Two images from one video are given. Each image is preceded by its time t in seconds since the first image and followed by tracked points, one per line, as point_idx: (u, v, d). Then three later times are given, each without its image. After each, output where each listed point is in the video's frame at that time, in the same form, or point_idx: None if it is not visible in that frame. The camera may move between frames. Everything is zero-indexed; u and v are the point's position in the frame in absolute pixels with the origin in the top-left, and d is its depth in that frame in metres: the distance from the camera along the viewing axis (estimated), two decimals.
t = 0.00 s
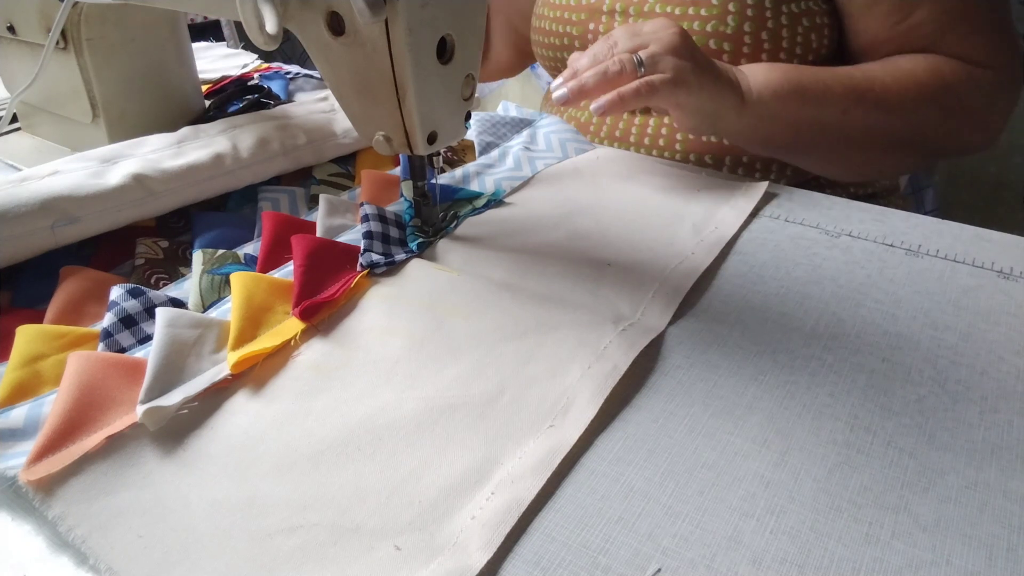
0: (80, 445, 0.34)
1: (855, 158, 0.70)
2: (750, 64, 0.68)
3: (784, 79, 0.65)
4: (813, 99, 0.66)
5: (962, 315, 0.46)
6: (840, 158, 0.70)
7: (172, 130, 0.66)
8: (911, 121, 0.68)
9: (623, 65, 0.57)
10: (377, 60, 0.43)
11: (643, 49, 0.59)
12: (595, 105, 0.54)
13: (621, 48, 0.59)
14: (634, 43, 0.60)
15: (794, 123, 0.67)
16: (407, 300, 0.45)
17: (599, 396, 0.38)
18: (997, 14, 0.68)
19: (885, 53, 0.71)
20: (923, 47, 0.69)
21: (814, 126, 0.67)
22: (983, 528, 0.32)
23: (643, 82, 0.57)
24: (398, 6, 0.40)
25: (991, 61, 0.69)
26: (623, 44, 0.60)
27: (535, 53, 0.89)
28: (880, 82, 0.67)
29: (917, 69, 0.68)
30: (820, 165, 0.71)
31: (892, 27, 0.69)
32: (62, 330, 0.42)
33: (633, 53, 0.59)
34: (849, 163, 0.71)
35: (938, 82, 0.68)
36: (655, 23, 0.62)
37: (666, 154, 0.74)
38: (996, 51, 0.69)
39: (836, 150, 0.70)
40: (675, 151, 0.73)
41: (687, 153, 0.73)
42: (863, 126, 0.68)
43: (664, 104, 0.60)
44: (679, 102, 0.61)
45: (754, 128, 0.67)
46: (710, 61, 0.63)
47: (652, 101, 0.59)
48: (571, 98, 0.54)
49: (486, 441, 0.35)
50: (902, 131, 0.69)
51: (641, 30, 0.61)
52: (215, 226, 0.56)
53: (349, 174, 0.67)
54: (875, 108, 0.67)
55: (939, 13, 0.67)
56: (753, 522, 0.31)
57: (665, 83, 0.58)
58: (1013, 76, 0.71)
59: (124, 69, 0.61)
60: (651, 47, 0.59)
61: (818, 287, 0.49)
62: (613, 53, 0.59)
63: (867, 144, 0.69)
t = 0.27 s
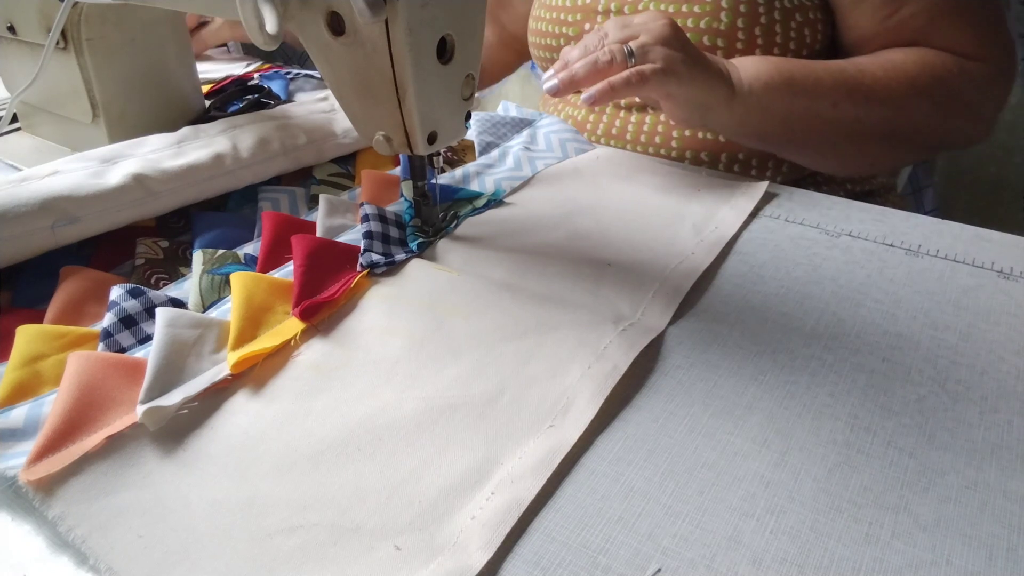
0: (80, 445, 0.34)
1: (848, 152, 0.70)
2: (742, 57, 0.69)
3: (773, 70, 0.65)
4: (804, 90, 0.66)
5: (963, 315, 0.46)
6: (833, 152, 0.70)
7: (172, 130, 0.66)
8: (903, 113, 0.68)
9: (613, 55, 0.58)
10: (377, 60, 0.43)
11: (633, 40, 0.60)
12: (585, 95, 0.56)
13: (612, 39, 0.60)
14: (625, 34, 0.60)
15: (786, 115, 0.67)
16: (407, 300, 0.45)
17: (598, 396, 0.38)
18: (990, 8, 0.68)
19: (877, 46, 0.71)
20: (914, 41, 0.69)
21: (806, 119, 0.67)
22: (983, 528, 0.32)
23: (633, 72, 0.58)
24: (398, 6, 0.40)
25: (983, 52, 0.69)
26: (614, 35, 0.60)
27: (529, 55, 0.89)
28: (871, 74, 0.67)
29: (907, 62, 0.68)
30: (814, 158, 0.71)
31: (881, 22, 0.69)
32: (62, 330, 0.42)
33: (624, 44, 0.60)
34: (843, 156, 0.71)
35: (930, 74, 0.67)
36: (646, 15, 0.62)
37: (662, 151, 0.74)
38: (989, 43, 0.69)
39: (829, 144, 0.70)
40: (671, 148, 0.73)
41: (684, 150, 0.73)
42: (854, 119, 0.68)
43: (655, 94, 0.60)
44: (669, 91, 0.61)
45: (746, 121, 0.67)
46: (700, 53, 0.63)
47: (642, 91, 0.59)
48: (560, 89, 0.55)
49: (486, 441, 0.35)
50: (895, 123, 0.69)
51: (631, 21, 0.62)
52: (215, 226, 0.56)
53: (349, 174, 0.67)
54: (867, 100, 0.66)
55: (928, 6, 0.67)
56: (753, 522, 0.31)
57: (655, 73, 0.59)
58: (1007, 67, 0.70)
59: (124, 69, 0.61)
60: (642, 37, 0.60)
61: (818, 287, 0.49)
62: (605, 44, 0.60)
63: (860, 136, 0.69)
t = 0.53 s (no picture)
0: (80, 445, 0.34)
1: (852, 152, 0.70)
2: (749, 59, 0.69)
3: (781, 71, 0.65)
4: (811, 90, 0.66)
5: (963, 315, 0.46)
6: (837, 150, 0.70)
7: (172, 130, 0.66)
8: (908, 111, 0.68)
9: (624, 60, 0.57)
10: (377, 60, 0.43)
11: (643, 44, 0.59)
12: (596, 100, 0.55)
13: (621, 42, 0.59)
14: (634, 38, 0.60)
15: (794, 115, 0.67)
16: (407, 300, 0.45)
17: (598, 396, 0.38)
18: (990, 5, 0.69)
19: (879, 46, 0.72)
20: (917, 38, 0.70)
21: (813, 120, 0.67)
22: (983, 528, 0.32)
23: (643, 77, 0.58)
24: (398, 6, 0.40)
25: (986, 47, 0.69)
26: (623, 38, 0.60)
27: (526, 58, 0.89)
28: (877, 73, 0.67)
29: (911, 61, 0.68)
30: (818, 158, 0.70)
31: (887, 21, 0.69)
32: (62, 330, 0.42)
33: (634, 47, 0.59)
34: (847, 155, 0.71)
35: (933, 72, 0.68)
36: (654, 18, 0.62)
37: (665, 152, 0.74)
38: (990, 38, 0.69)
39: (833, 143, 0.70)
40: (674, 149, 0.73)
41: (687, 151, 0.72)
42: (860, 119, 0.68)
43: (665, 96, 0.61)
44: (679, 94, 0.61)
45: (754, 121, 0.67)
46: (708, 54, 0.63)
47: (653, 95, 0.59)
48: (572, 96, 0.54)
49: (486, 441, 0.35)
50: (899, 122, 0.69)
51: (640, 24, 0.61)
52: (215, 226, 0.56)
53: (349, 174, 0.67)
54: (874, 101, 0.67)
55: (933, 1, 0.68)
56: (753, 522, 0.31)
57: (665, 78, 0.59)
58: (1008, 66, 0.71)
59: (124, 69, 0.61)
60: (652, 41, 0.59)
61: (818, 287, 0.49)
62: (614, 48, 0.59)
63: (864, 136, 0.69)
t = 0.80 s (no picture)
0: (80, 445, 0.34)
1: (856, 157, 0.70)
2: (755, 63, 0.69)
3: (788, 75, 0.66)
4: (817, 94, 0.66)
5: (962, 315, 0.46)
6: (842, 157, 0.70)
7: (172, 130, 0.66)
8: (913, 117, 0.68)
9: (632, 61, 0.57)
10: (377, 59, 0.43)
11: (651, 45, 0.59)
12: (603, 100, 0.55)
13: (630, 44, 0.59)
14: (642, 39, 0.60)
15: (801, 118, 0.67)
16: (407, 300, 0.45)
17: (599, 396, 0.38)
18: (990, 5, 0.69)
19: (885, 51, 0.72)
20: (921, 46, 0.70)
21: (819, 124, 0.67)
22: (983, 528, 0.32)
23: (651, 78, 0.57)
24: (398, 6, 0.40)
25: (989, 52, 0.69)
26: (631, 40, 0.60)
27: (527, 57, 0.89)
28: (882, 78, 0.67)
29: (916, 66, 0.68)
30: (823, 163, 0.70)
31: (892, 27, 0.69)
32: (62, 330, 0.42)
33: (643, 49, 0.59)
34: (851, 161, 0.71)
35: (937, 78, 0.68)
36: (662, 21, 0.62)
37: (668, 153, 0.73)
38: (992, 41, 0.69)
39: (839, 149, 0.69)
40: (676, 150, 0.73)
41: (690, 153, 0.73)
42: (865, 124, 0.67)
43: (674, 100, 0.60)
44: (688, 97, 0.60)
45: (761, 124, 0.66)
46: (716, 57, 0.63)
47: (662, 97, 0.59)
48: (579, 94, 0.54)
49: (486, 441, 0.35)
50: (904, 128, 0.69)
51: (648, 26, 0.61)
52: (215, 226, 0.56)
53: (349, 174, 0.67)
54: (879, 105, 0.67)
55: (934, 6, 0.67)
56: (753, 522, 0.31)
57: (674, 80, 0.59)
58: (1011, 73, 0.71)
59: (124, 69, 0.61)
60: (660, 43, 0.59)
61: (818, 287, 0.49)
62: (622, 49, 0.59)
63: (869, 142, 0.69)
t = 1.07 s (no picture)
0: (80, 445, 0.34)
1: (857, 158, 0.71)
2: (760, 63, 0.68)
3: (796, 77, 0.65)
4: (823, 97, 0.65)
5: (962, 315, 0.46)
6: (842, 157, 0.70)
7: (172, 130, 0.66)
8: (916, 121, 0.68)
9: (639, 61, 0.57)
10: (377, 59, 0.43)
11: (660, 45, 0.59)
12: (611, 100, 0.55)
13: (638, 42, 0.59)
14: (650, 39, 0.59)
15: (807, 118, 0.66)
16: (407, 300, 0.45)
17: (599, 397, 0.38)
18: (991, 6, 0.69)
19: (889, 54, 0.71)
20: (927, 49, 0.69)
21: (825, 123, 0.67)
22: (983, 528, 0.32)
23: (659, 80, 0.58)
24: (398, 6, 0.40)
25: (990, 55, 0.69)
26: (640, 37, 0.59)
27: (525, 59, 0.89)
28: (889, 82, 0.67)
29: (921, 70, 0.68)
30: (827, 164, 0.71)
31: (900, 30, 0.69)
32: (61, 330, 0.42)
33: (651, 48, 0.58)
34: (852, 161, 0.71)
35: (943, 82, 0.68)
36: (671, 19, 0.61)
37: (669, 153, 0.74)
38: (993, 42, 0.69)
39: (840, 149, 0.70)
40: (677, 151, 0.73)
41: (689, 155, 0.73)
42: (869, 126, 0.67)
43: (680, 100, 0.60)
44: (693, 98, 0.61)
45: (768, 122, 0.66)
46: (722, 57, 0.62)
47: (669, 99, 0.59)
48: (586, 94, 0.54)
49: (486, 441, 0.35)
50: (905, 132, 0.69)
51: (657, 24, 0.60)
52: (215, 226, 0.56)
53: (349, 174, 0.67)
54: (885, 108, 0.67)
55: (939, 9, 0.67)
56: (753, 522, 0.31)
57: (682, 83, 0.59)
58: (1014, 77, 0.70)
59: (124, 69, 0.61)
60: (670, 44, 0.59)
61: (818, 287, 0.49)
62: (630, 46, 0.58)
63: (870, 144, 0.69)
